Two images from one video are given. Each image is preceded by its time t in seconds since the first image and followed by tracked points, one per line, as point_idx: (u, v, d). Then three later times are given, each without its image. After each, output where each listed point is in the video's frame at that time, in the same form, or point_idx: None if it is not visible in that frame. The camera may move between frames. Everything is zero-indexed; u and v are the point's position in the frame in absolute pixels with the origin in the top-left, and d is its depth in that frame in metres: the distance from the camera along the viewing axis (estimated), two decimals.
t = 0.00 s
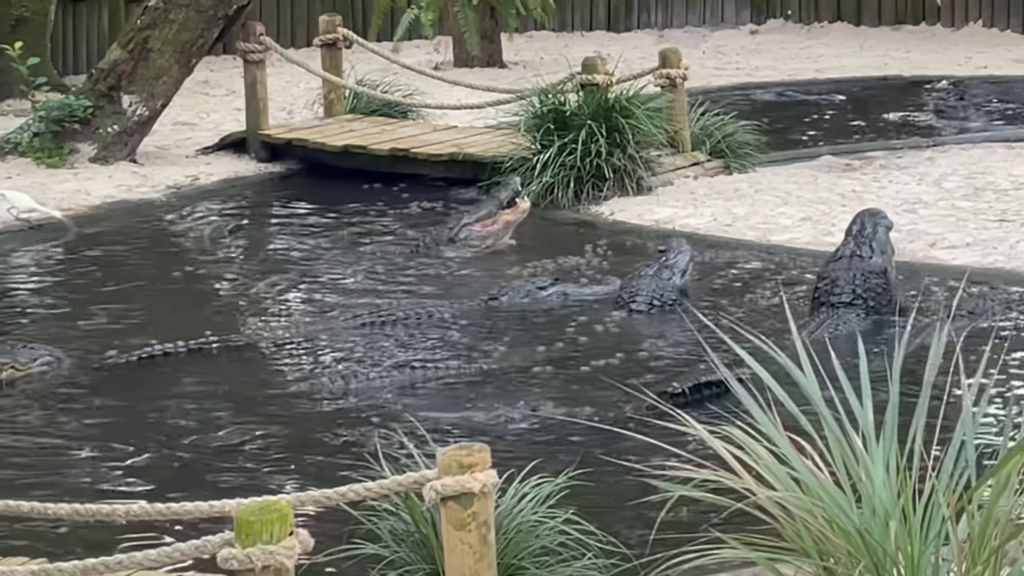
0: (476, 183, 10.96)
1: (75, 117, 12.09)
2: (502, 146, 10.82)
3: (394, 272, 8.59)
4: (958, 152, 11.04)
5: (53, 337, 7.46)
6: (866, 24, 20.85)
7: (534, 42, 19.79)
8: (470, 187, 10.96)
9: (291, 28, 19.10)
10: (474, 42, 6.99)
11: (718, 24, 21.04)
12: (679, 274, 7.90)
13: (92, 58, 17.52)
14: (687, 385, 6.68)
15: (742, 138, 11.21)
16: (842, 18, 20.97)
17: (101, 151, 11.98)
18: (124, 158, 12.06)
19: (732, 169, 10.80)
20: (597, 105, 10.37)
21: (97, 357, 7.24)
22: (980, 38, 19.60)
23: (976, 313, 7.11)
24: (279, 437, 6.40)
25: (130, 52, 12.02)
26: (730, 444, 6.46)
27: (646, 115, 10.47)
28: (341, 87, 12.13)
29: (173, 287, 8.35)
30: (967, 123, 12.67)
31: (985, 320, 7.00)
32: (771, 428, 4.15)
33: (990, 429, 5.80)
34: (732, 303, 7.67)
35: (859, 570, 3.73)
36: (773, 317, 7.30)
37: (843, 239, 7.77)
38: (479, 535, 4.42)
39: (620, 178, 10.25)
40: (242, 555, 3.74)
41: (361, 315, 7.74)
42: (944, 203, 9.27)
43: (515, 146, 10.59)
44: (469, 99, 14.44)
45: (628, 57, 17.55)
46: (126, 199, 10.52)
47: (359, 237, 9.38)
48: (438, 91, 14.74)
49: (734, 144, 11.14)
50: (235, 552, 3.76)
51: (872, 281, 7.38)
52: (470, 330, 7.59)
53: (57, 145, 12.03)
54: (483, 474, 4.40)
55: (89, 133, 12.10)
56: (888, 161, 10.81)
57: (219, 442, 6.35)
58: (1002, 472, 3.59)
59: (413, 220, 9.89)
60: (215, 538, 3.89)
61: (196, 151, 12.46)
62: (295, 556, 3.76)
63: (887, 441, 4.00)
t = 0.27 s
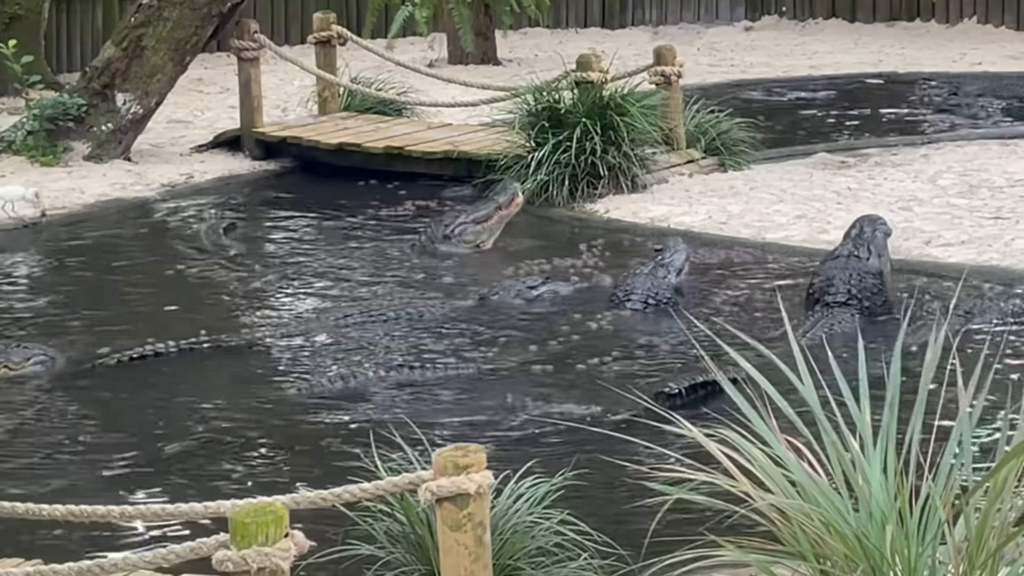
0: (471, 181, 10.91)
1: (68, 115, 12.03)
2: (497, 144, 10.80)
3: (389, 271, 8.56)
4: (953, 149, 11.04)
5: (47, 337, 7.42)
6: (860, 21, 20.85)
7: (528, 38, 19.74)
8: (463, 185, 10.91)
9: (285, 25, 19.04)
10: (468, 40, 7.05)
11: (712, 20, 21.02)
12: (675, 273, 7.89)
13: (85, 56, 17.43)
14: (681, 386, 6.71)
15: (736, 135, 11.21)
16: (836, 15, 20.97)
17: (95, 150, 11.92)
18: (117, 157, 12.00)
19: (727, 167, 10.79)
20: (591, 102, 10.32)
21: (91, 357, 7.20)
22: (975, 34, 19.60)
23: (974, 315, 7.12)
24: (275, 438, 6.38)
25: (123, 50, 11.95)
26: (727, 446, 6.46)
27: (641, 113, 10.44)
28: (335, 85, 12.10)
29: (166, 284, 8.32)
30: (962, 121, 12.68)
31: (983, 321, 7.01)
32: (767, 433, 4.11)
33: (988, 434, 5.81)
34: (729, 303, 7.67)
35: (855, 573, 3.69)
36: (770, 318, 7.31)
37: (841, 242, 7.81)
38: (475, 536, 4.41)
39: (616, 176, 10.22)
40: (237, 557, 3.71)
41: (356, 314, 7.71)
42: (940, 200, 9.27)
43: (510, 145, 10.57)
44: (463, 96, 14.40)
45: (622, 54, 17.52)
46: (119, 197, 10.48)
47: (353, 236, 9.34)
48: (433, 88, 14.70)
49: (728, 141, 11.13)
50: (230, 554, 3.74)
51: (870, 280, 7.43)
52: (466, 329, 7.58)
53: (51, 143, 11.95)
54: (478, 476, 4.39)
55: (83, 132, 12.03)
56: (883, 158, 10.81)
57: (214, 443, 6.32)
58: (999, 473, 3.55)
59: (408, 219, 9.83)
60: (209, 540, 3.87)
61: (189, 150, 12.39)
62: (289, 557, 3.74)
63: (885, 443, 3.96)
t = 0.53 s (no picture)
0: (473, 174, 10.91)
1: (71, 107, 12.00)
2: (499, 136, 10.79)
3: (391, 263, 8.56)
4: (955, 140, 11.04)
5: (51, 328, 7.43)
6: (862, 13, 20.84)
7: (530, 30, 19.75)
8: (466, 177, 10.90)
9: (288, 17, 19.04)
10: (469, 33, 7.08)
11: (715, 12, 21.03)
12: (677, 264, 7.89)
13: (88, 49, 17.43)
14: (683, 377, 6.73)
15: (738, 128, 11.21)
16: (838, 7, 20.97)
17: (97, 142, 11.89)
18: (120, 148, 11.97)
19: (728, 159, 10.79)
20: (593, 94, 10.30)
21: (94, 348, 7.21)
22: (976, 25, 19.59)
23: (977, 309, 7.12)
24: (278, 430, 6.38)
25: (126, 42, 11.94)
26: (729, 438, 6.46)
27: (643, 105, 10.43)
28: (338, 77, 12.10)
29: (168, 276, 8.32)
30: (964, 112, 12.68)
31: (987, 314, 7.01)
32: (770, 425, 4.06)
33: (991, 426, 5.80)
34: (732, 295, 7.67)
35: (859, 566, 3.63)
36: (773, 311, 7.31)
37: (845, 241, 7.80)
38: (477, 527, 4.41)
39: (618, 168, 10.21)
40: (239, 548, 3.72)
41: (359, 307, 7.71)
42: (941, 192, 9.28)
43: (512, 136, 10.56)
44: (465, 88, 14.40)
45: (624, 46, 17.53)
46: (122, 188, 10.48)
47: (356, 228, 9.35)
48: (434, 80, 14.70)
49: (730, 133, 11.13)
50: (232, 546, 3.74)
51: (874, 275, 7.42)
52: (469, 322, 7.57)
53: (54, 135, 11.93)
54: (481, 468, 4.40)
55: (85, 124, 12.01)
56: (884, 150, 10.81)
57: (217, 434, 6.33)
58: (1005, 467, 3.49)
59: (411, 211, 9.83)
60: (213, 531, 3.87)
61: (192, 142, 12.40)
62: (292, 549, 3.75)
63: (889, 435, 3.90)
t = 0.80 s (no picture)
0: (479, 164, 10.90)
1: (77, 97, 11.98)
2: (506, 126, 10.78)
3: (396, 253, 8.55)
4: (961, 132, 11.03)
5: (57, 318, 7.43)
6: (869, 3, 20.82)
7: (537, 20, 19.74)
8: (471, 168, 10.89)
9: (294, 7, 19.04)
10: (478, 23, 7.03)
11: (721, 3, 21.01)
12: (682, 257, 7.91)
13: (94, 40, 17.43)
14: (689, 368, 6.73)
15: (744, 119, 11.20)
16: None
17: (103, 131, 11.89)
18: (126, 138, 11.97)
19: (734, 150, 10.78)
20: (600, 84, 10.32)
21: (100, 338, 7.21)
22: (983, 16, 19.58)
23: (985, 300, 7.12)
24: (285, 421, 6.38)
25: (132, 32, 11.93)
26: (735, 429, 6.45)
27: (649, 95, 10.43)
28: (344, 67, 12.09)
29: (173, 267, 8.32)
30: (971, 103, 12.67)
31: (994, 307, 7.01)
32: (773, 415, 4.00)
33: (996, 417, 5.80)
34: (739, 286, 7.66)
35: (865, 557, 3.57)
36: (779, 301, 7.31)
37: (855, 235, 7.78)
38: (483, 518, 4.43)
39: (624, 158, 10.22)
40: (246, 539, 3.71)
41: (366, 297, 7.71)
42: (948, 183, 9.27)
43: (518, 126, 10.56)
44: (471, 80, 14.39)
45: (630, 36, 17.52)
46: (128, 178, 10.47)
47: (362, 218, 9.36)
48: (440, 71, 14.69)
49: (736, 124, 11.13)
50: (239, 535, 3.74)
51: (882, 270, 7.42)
52: (475, 313, 7.57)
53: (59, 125, 11.91)
54: (487, 458, 4.42)
55: (91, 114, 11.98)
56: (891, 141, 10.80)
57: (223, 424, 6.33)
58: (1012, 460, 3.45)
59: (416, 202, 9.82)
60: (219, 522, 3.87)
61: (198, 131, 12.41)
62: (298, 539, 3.76)
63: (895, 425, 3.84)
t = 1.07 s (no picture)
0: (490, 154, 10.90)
1: (89, 87, 12.03)
2: (517, 117, 10.80)
3: (407, 243, 8.56)
4: (973, 123, 11.02)
5: (70, 307, 7.45)
6: None
7: (548, 11, 19.74)
8: (483, 157, 10.90)
9: None
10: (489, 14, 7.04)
11: None
12: (693, 247, 7.92)
13: (106, 29, 17.46)
14: (699, 359, 6.71)
15: (756, 110, 11.19)
16: None
17: (115, 121, 11.92)
18: (138, 128, 12.01)
19: (745, 141, 10.77)
20: (611, 75, 10.34)
21: (113, 326, 7.23)
22: (995, 8, 19.54)
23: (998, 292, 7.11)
24: (298, 411, 6.38)
25: (144, 22, 11.90)
26: (746, 420, 6.45)
27: (660, 86, 10.43)
28: (355, 57, 12.11)
29: (184, 256, 8.32)
30: (983, 94, 12.66)
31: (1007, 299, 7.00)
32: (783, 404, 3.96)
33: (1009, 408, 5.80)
34: (751, 276, 7.66)
35: (877, 547, 3.53)
36: (791, 292, 7.33)
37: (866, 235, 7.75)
38: (494, 508, 4.50)
39: (635, 149, 10.21)
40: (256, 527, 3.68)
41: (378, 288, 7.71)
42: (959, 174, 9.27)
43: (529, 116, 10.56)
44: (480, 71, 14.38)
45: (641, 27, 17.51)
46: (139, 167, 10.49)
47: (372, 208, 9.36)
48: (450, 62, 14.68)
49: (747, 115, 11.12)
50: (250, 525, 3.71)
51: (893, 265, 7.35)
52: (487, 303, 7.57)
53: (71, 114, 11.94)
54: (499, 448, 4.50)
55: (102, 104, 12.00)
56: (902, 132, 10.80)
57: (235, 412, 6.34)
58: None
59: (427, 193, 9.82)
60: (231, 512, 3.84)
61: (210, 121, 12.42)
62: (309, 528, 3.72)
63: (906, 415, 3.80)
